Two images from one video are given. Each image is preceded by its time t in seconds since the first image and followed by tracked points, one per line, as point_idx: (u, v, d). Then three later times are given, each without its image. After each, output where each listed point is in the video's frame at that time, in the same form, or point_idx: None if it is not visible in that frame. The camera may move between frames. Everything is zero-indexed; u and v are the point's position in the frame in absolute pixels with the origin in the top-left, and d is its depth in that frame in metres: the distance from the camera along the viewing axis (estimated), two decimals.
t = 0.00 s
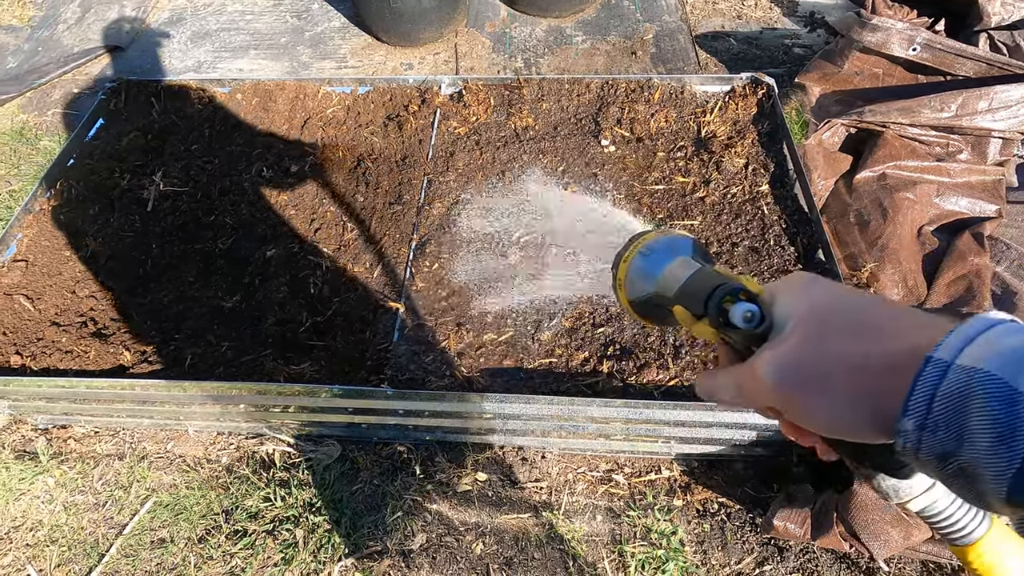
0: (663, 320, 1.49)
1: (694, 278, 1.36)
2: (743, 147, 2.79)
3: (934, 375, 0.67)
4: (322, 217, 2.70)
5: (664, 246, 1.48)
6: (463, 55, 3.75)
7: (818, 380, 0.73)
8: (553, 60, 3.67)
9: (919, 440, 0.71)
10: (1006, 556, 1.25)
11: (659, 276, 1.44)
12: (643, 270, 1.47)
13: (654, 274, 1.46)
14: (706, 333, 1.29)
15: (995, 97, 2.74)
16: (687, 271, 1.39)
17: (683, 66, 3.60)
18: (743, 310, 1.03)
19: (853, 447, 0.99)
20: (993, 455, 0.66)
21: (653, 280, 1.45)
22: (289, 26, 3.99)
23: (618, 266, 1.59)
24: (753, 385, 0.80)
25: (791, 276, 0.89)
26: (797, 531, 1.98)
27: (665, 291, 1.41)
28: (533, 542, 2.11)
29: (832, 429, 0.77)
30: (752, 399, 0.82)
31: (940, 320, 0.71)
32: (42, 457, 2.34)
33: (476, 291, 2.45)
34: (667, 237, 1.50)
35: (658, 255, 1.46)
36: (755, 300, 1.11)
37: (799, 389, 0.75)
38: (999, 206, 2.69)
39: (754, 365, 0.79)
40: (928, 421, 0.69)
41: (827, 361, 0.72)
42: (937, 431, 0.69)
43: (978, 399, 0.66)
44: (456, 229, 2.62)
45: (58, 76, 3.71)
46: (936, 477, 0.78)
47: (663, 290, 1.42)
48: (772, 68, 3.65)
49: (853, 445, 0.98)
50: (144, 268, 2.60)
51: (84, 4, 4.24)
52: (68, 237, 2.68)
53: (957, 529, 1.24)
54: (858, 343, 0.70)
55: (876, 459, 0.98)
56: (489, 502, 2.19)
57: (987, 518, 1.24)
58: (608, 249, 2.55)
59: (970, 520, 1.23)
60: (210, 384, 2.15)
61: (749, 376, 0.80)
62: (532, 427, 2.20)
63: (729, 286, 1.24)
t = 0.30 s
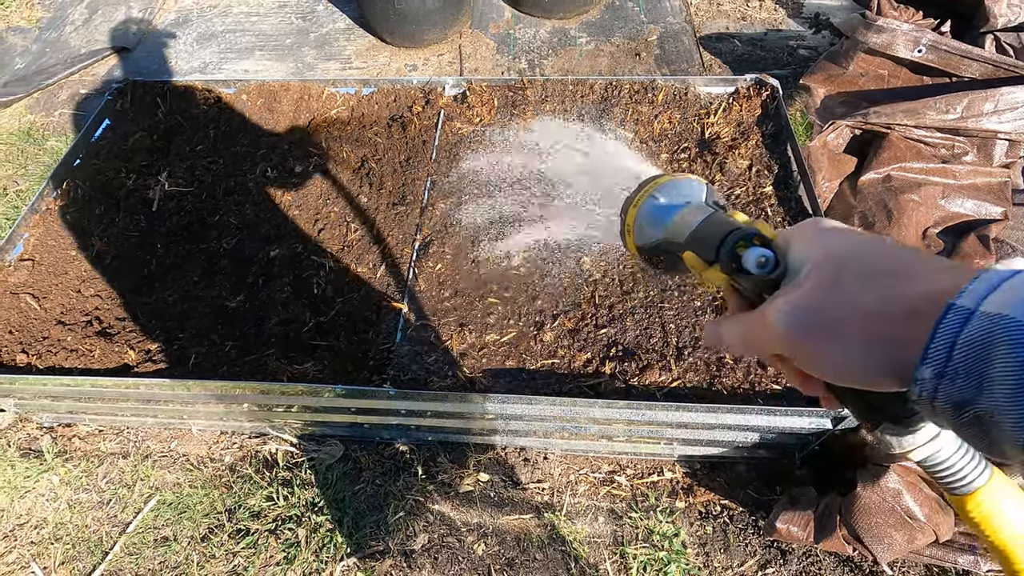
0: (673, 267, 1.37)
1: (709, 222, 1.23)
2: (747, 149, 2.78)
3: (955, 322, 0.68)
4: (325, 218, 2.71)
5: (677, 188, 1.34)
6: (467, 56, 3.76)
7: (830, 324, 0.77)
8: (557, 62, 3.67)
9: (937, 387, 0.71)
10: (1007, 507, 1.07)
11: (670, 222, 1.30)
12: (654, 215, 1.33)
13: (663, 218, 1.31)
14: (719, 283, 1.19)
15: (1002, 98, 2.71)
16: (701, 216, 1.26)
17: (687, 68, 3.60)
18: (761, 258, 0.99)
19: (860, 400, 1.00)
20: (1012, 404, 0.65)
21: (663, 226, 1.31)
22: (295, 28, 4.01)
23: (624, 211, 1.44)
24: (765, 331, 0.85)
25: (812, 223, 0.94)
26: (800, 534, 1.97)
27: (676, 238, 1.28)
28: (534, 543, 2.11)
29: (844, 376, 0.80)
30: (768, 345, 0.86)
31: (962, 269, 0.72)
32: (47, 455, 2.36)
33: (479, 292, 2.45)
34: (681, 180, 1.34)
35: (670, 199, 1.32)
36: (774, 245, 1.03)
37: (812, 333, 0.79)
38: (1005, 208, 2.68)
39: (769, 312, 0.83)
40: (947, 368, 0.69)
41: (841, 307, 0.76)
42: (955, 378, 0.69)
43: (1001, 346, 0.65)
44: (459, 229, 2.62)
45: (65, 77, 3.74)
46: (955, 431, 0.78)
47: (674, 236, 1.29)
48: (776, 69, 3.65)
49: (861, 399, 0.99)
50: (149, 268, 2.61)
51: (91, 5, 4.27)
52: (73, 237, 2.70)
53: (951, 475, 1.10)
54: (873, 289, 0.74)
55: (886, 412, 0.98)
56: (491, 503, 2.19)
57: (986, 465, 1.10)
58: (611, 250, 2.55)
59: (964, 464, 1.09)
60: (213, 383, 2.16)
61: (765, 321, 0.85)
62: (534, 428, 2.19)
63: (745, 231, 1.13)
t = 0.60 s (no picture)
0: (653, 236, 1.30)
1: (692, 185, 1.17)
2: (752, 150, 2.78)
3: (938, 275, 0.72)
4: (330, 218, 2.72)
5: (657, 150, 1.27)
6: (472, 58, 3.76)
7: (814, 280, 0.77)
8: (561, 63, 3.67)
9: (918, 339, 0.75)
10: (977, 461, 0.97)
11: (652, 186, 1.23)
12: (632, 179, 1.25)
13: (643, 182, 1.25)
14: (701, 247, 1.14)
15: (1009, 100, 2.72)
16: (684, 179, 1.20)
17: (692, 69, 3.60)
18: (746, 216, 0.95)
19: (839, 359, 0.96)
20: (991, 348, 0.70)
21: (643, 190, 1.25)
22: (300, 29, 4.03)
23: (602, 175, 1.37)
24: (747, 291, 0.84)
25: (788, 184, 0.95)
26: (804, 536, 1.97)
27: (657, 202, 1.22)
28: (538, 543, 2.11)
29: (822, 333, 0.81)
30: (747, 305, 0.85)
31: (936, 225, 0.77)
32: (54, 453, 2.37)
33: (483, 292, 2.46)
34: (661, 142, 1.28)
35: (653, 162, 1.26)
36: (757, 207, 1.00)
37: (795, 289, 0.78)
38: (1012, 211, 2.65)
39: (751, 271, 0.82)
40: (928, 320, 0.73)
41: (825, 262, 0.76)
42: (936, 329, 0.73)
43: (981, 295, 0.70)
44: (464, 230, 2.63)
45: (72, 78, 3.77)
46: (924, 382, 0.83)
47: (655, 201, 1.22)
48: (781, 70, 3.64)
49: (839, 356, 0.95)
50: (156, 267, 2.63)
51: (99, 7, 4.30)
52: (81, 236, 2.72)
53: (922, 430, 0.99)
54: (857, 245, 0.75)
55: (865, 369, 0.94)
56: (495, 503, 2.19)
57: (957, 418, 0.99)
58: (615, 252, 2.55)
59: (936, 417, 0.98)
60: (219, 382, 2.17)
61: (745, 280, 0.83)
62: (538, 428, 2.19)
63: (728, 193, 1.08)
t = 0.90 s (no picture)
0: (636, 246, 1.36)
1: (672, 198, 1.22)
2: (754, 153, 2.79)
3: (912, 286, 0.74)
4: (333, 221, 2.73)
5: (638, 164, 1.32)
6: (474, 60, 3.77)
7: (794, 291, 0.83)
8: (564, 65, 3.68)
9: (894, 349, 0.78)
10: (956, 462, 1.03)
11: (633, 199, 1.29)
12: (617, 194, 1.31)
13: (626, 196, 1.31)
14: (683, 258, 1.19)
15: (1010, 103, 2.71)
16: (662, 192, 1.26)
17: (694, 71, 3.60)
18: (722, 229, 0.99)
19: (822, 368, 1.01)
20: (962, 358, 0.73)
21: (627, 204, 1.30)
22: (302, 32, 4.04)
23: (586, 190, 1.42)
24: (731, 302, 0.90)
25: (766, 195, 0.99)
26: (807, 539, 1.97)
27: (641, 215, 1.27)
28: (541, 546, 2.11)
29: (804, 341, 0.87)
30: (731, 315, 0.92)
31: (913, 235, 0.79)
32: (58, 456, 2.38)
33: (486, 295, 2.46)
34: (642, 157, 1.32)
35: (632, 175, 1.31)
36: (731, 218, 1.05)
37: (776, 300, 0.84)
38: (1015, 213, 2.66)
39: (732, 284, 0.88)
40: (904, 331, 0.76)
41: (804, 274, 0.82)
42: (912, 340, 0.76)
43: (955, 306, 0.72)
44: (467, 233, 2.63)
45: (76, 82, 3.78)
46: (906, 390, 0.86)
47: (637, 213, 1.28)
48: (783, 73, 3.64)
49: (822, 365, 1.01)
50: (159, 271, 2.64)
51: (102, 10, 4.32)
52: (85, 240, 2.73)
53: (901, 434, 1.04)
54: (833, 258, 0.80)
55: (846, 377, 1.00)
56: (497, 506, 2.19)
57: (935, 421, 1.04)
58: (617, 254, 2.55)
59: (914, 421, 1.02)
60: (223, 385, 2.18)
61: (727, 292, 0.90)
62: (541, 432, 2.19)
63: (705, 206, 1.13)
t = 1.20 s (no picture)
0: (647, 241, 1.42)
1: (681, 195, 1.29)
2: (750, 152, 2.79)
3: (923, 283, 0.75)
4: (329, 222, 2.72)
5: (649, 162, 1.39)
6: (470, 61, 3.77)
7: (803, 289, 0.84)
8: (559, 66, 3.68)
9: (905, 346, 0.78)
10: (967, 462, 1.03)
11: (644, 196, 1.36)
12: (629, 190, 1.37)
13: (637, 192, 1.37)
14: (690, 252, 1.25)
15: (1005, 101, 2.72)
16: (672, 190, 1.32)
17: (689, 71, 3.60)
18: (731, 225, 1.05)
19: (831, 367, 0.98)
20: (973, 356, 0.73)
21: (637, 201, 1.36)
22: (298, 34, 4.03)
23: (599, 187, 1.49)
24: (741, 298, 0.92)
25: (783, 194, 1.01)
26: (805, 538, 1.96)
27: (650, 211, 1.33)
28: (538, 546, 2.11)
29: (813, 339, 0.88)
30: (742, 310, 0.94)
31: (925, 235, 0.80)
32: (54, 460, 2.37)
33: (482, 296, 2.46)
34: (654, 156, 1.39)
35: (643, 173, 1.38)
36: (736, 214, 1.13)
37: (784, 297, 0.86)
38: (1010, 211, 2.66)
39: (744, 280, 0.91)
40: (915, 327, 0.76)
41: (812, 272, 0.84)
42: (924, 337, 0.76)
43: (966, 303, 0.73)
44: (463, 233, 2.63)
45: (71, 84, 3.77)
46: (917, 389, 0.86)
47: (647, 210, 1.35)
48: (778, 72, 3.65)
49: (831, 361, 0.97)
50: (155, 273, 2.63)
51: (98, 13, 4.31)
52: (81, 243, 2.72)
53: (913, 434, 1.04)
54: (842, 256, 0.82)
55: (855, 375, 0.97)
56: (495, 507, 2.19)
57: (946, 421, 1.05)
58: (614, 254, 2.55)
59: (926, 421, 1.03)
60: (219, 388, 2.17)
61: (738, 288, 0.93)
62: (538, 432, 2.19)
63: (711, 202, 1.19)
